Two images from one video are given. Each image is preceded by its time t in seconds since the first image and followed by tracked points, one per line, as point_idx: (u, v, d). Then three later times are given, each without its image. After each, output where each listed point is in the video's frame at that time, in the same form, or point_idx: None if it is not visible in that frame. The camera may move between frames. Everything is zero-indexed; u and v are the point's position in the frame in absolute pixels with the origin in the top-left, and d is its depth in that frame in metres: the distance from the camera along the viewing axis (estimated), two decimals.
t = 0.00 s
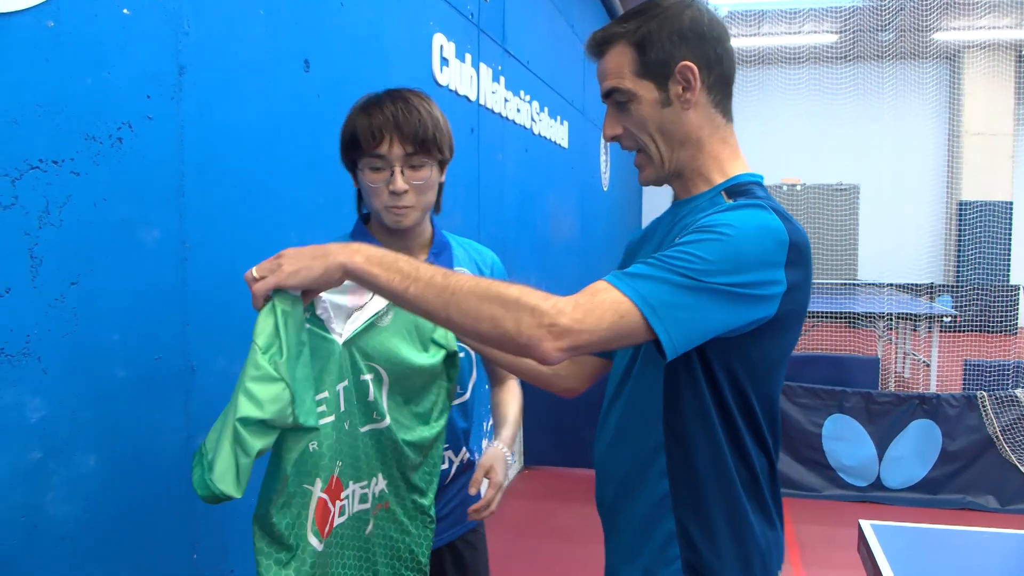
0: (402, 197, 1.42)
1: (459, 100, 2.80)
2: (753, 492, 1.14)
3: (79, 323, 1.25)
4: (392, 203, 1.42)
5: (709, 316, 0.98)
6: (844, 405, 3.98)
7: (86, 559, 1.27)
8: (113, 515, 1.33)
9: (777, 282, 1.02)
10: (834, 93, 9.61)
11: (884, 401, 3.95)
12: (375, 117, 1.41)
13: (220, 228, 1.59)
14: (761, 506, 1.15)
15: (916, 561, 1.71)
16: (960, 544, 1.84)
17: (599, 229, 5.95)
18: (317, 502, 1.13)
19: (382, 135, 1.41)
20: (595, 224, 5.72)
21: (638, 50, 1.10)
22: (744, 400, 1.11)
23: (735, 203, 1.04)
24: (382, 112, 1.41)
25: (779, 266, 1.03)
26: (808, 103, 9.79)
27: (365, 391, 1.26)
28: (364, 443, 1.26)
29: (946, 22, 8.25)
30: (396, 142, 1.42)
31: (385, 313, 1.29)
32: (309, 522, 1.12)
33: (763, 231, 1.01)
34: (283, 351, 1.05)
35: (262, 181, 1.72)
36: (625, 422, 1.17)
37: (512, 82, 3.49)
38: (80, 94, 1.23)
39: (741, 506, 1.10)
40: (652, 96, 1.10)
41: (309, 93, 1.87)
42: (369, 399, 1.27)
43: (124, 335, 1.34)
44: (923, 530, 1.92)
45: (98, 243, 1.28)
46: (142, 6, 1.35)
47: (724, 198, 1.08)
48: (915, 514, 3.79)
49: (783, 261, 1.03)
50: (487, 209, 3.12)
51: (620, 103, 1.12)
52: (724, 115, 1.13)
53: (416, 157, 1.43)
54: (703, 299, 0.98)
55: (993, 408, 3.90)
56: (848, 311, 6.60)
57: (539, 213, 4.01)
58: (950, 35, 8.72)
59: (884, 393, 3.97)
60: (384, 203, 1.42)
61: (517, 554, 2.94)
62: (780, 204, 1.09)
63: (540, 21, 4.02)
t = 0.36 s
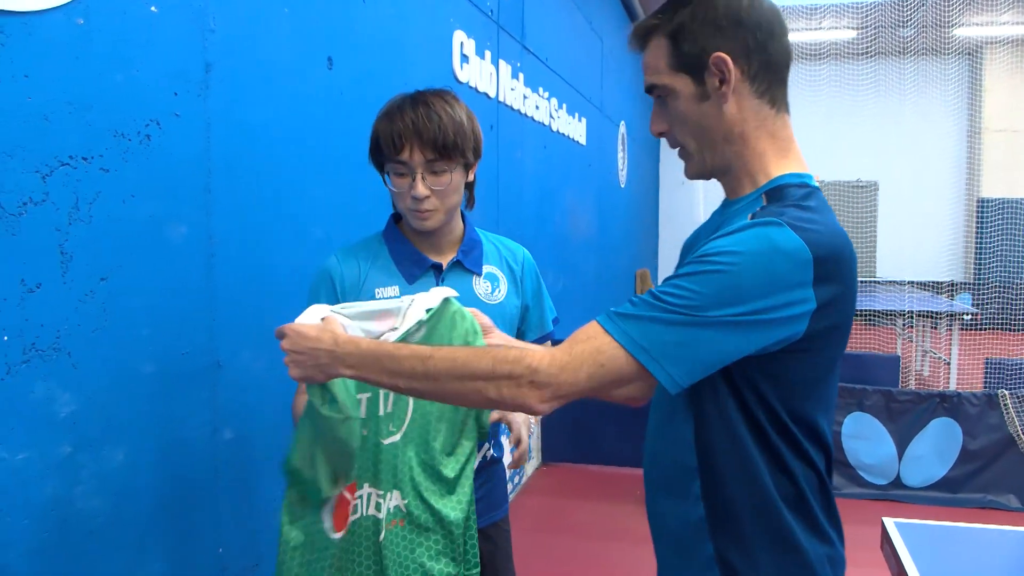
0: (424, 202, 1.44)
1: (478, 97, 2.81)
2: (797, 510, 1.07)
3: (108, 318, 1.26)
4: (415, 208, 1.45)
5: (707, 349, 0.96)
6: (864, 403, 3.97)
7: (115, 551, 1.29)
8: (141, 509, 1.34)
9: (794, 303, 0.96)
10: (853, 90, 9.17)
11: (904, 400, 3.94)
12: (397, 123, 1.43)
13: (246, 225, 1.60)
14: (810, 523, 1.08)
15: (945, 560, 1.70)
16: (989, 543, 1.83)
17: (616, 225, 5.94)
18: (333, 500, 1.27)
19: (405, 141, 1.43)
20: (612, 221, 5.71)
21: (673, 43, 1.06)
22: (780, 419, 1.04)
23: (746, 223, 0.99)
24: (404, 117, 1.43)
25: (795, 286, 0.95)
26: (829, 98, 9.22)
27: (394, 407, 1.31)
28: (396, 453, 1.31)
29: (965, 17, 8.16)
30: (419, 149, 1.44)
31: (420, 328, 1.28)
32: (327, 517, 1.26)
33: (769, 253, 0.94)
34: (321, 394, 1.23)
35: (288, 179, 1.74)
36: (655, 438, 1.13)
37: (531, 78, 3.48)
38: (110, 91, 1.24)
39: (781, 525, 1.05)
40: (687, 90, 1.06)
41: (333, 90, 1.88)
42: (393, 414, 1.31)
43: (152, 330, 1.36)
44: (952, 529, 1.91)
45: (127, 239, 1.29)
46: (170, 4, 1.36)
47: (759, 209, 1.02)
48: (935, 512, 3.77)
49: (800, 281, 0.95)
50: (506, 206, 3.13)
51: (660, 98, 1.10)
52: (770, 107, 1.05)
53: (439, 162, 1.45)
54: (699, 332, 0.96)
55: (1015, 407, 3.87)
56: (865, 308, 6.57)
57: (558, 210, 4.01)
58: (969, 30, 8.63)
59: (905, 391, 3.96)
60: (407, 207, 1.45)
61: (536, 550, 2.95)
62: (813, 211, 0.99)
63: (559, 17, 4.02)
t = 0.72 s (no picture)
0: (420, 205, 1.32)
1: (502, 89, 2.82)
2: (825, 519, 1.04)
3: (141, 309, 1.27)
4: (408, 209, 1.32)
5: (708, 345, 0.97)
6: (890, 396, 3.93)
7: (148, 539, 1.30)
8: (173, 497, 1.36)
9: (804, 312, 0.95)
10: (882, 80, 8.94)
11: (931, 393, 3.92)
12: (398, 119, 1.28)
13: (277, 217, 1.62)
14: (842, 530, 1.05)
15: (981, 553, 1.69)
16: None
17: (638, 217, 5.93)
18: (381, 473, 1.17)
19: (406, 139, 1.29)
20: (634, 213, 5.70)
21: (724, 27, 1.06)
22: (801, 428, 1.02)
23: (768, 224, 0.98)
24: (407, 113, 1.29)
25: (808, 295, 0.94)
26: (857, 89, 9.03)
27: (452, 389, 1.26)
28: (452, 437, 1.24)
29: (993, 6, 7.99)
30: (420, 149, 1.30)
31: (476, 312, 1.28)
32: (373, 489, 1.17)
33: (782, 259, 0.94)
34: (367, 355, 1.15)
35: (317, 170, 1.75)
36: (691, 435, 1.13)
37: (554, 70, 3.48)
38: (143, 83, 1.25)
39: (805, 531, 1.03)
40: (739, 77, 1.06)
41: (360, 82, 1.89)
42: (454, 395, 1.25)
43: (183, 320, 1.37)
44: (988, 522, 1.89)
45: (159, 229, 1.31)
46: None
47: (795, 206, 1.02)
48: (961, 506, 3.73)
49: (813, 290, 0.94)
50: (529, 198, 3.14)
51: (712, 84, 1.10)
52: (826, 95, 1.03)
53: (439, 164, 1.33)
54: (702, 329, 0.97)
55: None
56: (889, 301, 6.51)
57: (580, 202, 4.01)
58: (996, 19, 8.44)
59: (932, 385, 3.94)
60: (400, 206, 1.32)
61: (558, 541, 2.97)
62: (847, 215, 0.97)
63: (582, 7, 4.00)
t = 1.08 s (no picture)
0: (417, 208, 1.31)
1: (532, 81, 2.81)
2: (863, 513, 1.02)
3: (179, 301, 1.29)
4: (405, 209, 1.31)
5: (729, 334, 0.96)
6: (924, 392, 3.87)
7: (185, 528, 1.32)
8: (209, 486, 1.38)
9: (830, 306, 0.93)
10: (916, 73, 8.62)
11: (965, 389, 3.85)
12: (407, 121, 1.25)
13: (310, 210, 1.63)
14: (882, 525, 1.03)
15: None
16: None
17: (667, 210, 5.89)
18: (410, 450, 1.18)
19: (414, 142, 1.26)
20: (663, 206, 5.67)
21: (763, 15, 1.03)
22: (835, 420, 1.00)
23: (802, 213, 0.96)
24: (416, 114, 1.26)
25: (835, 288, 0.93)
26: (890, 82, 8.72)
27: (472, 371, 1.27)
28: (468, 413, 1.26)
29: None
30: (428, 151, 1.28)
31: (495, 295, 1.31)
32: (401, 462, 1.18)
33: (812, 250, 0.92)
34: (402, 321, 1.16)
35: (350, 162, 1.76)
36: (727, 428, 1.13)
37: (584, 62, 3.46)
38: (179, 77, 1.27)
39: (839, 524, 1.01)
40: (778, 67, 1.04)
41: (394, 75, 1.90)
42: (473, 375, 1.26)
43: (219, 312, 1.38)
44: None
45: (195, 222, 1.32)
46: None
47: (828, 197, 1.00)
48: (996, 505, 3.67)
49: (840, 284, 0.93)
50: (558, 190, 3.13)
51: (749, 74, 1.08)
52: (868, 82, 1.02)
53: (439, 167, 1.32)
54: (726, 316, 0.96)
55: None
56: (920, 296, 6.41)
57: (609, 195, 3.99)
58: None
59: (968, 380, 3.85)
60: (396, 207, 1.30)
61: (587, 534, 2.98)
62: (881, 207, 0.95)
63: None
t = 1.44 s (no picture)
0: (451, 201, 1.33)
1: (570, 80, 2.81)
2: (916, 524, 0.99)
3: (220, 300, 1.32)
4: (438, 204, 1.32)
5: (786, 387, 0.92)
6: (976, 394, 3.74)
7: (226, 524, 1.34)
8: (250, 484, 1.40)
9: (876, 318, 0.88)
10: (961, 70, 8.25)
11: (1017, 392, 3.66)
12: (447, 115, 1.26)
13: (349, 211, 1.65)
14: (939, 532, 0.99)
15: None
16: None
17: (707, 209, 5.82)
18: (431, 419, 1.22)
19: (451, 137, 1.27)
20: (704, 205, 5.60)
21: (788, 13, 0.99)
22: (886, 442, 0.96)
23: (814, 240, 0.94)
24: (455, 108, 1.27)
25: (873, 299, 0.88)
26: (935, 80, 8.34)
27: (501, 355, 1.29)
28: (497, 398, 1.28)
29: None
30: (464, 146, 1.30)
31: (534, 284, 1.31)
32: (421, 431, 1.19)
33: (830, 271, 0.89)
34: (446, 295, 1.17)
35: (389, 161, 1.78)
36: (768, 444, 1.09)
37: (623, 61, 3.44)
38: (221, 79, 1.30)
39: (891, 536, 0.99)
40: (803, 65, 1.01)
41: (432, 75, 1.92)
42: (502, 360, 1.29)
43: (260, 313, 1.41)
44: None
45: (237, 221, 1.35)
46: None
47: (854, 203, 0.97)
48: None
49: (877, 292, 0.88)
50: (597, 189, 3.12)
51: (772, 71, 1.05)
52: (893, 83, 0.98)
53: (472, 161, 1.33)
54: (774, 371, 0.93)
55: None
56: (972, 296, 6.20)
57: (648, 194, 3.95)
58: None
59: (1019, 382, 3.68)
60: (430, 202, 1.31)
61: (626, 536, 2.95)
62: (906, 210, 0.91)
63: None
